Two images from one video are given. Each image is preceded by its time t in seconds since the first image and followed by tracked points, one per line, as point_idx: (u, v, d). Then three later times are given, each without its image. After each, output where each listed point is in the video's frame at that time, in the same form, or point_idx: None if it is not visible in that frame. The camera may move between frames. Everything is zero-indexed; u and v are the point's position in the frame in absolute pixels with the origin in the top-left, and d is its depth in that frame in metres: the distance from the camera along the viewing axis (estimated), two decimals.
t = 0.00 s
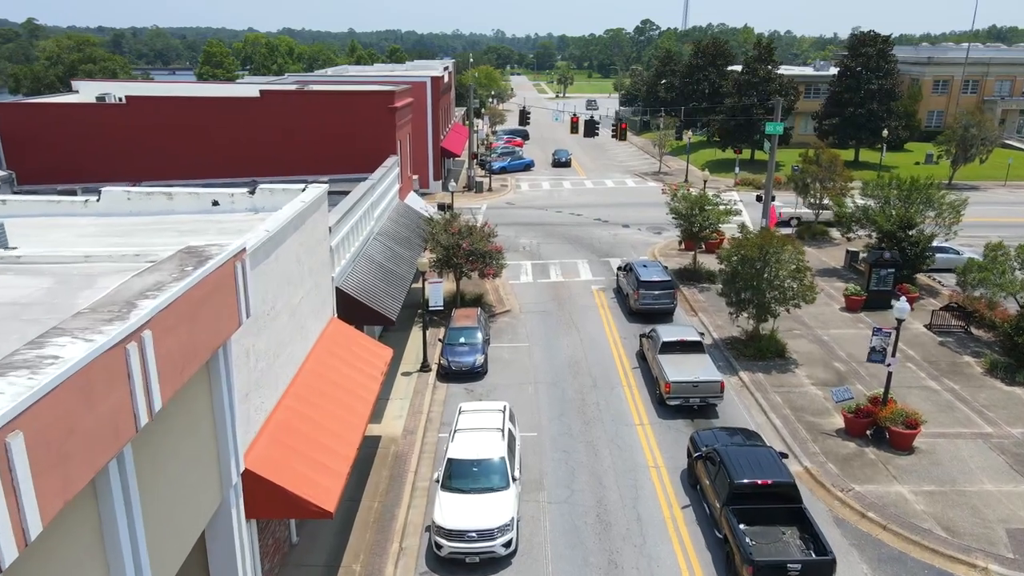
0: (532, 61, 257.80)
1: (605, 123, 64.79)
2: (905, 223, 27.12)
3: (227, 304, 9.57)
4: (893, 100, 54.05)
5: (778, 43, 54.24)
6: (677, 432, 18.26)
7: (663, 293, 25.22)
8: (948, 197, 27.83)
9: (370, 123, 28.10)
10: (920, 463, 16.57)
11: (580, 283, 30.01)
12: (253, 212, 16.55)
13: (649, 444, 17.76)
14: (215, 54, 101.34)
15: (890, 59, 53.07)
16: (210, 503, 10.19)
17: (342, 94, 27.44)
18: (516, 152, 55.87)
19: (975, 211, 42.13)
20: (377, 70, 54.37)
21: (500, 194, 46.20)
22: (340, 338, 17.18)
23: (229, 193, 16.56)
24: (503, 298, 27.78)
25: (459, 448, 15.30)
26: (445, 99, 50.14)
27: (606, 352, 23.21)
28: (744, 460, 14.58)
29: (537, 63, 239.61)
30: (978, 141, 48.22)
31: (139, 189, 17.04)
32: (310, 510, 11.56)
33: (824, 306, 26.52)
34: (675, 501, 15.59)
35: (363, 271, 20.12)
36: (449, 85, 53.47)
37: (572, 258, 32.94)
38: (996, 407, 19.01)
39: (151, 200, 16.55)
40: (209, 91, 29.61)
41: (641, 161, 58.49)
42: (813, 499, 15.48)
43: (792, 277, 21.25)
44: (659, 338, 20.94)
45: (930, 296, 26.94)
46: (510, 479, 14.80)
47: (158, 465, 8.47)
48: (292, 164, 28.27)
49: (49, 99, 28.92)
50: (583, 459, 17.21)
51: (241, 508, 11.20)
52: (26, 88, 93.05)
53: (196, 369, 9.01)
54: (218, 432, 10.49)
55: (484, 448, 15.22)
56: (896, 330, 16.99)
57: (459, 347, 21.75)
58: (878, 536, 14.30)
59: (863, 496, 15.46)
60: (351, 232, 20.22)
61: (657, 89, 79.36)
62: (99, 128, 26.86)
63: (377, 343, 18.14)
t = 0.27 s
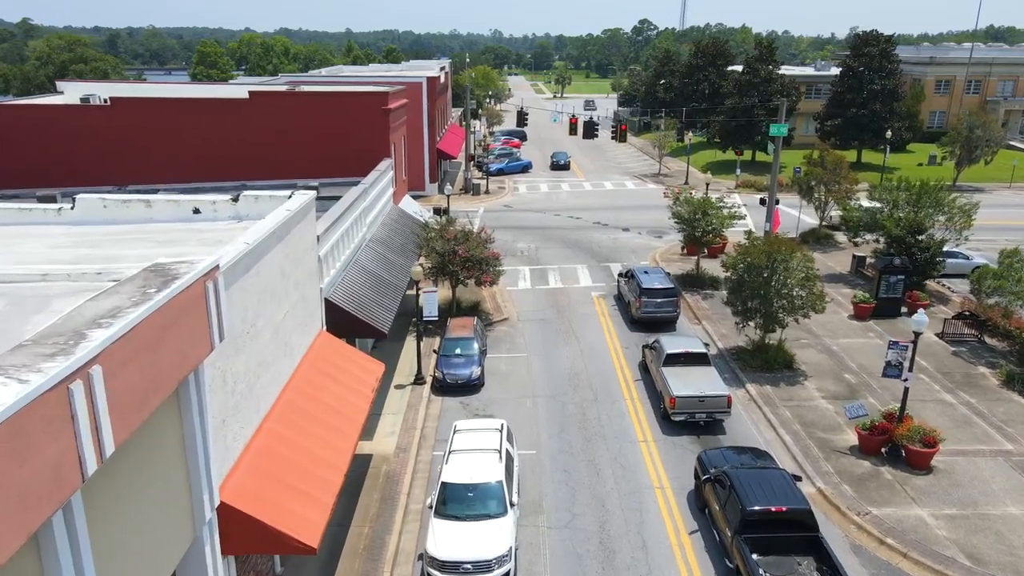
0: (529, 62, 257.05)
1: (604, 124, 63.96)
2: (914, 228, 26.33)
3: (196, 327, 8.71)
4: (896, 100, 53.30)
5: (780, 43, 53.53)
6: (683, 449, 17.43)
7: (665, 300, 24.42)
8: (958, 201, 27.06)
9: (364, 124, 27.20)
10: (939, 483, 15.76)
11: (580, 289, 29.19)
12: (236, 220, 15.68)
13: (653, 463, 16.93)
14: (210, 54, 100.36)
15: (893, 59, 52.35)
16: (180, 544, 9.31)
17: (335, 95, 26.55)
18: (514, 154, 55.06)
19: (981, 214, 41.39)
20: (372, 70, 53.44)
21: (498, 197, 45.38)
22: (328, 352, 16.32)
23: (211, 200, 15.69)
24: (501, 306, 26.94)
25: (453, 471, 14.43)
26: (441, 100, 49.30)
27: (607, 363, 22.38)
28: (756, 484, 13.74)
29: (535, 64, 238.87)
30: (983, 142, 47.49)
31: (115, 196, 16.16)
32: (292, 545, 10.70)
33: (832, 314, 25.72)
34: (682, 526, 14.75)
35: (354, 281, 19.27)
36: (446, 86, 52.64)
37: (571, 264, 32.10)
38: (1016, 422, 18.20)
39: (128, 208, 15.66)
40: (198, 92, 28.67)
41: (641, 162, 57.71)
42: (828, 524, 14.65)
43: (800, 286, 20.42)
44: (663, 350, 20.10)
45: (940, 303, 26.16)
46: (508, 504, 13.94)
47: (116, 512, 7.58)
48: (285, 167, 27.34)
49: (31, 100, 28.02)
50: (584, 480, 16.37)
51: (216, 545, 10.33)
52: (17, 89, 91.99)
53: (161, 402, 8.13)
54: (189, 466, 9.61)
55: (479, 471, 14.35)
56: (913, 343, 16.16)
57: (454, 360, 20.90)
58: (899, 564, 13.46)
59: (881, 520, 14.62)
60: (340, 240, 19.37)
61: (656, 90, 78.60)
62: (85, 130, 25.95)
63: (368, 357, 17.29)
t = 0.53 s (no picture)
0: (527, 62, 256.20)
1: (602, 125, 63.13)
2: (924, 234, 25.56)
3: (160, 355, 7.86)
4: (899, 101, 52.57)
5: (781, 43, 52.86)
6: (690, 469, 16.60)
7: (668, 309, 23.61)
8: (969, 205, 26.32)
9: (360, 125, 26.39)
10: (960, 507, 14.95)
11: (579, 296, 28.36)
12: (217, 229, 14.86)
13: (658, 484, 16.11)
14: (204, 54, 99.18)
15: (895, 60, 51.67)
16: None
17: (329, 95, 25.75)
18: (512, 155, 54.20)
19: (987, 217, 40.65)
20: (367, 70, 52.57)
21: (495, 200, 44.52)
22: (315, 369, 15.48)
23: (190, 209, 14.83)
24: (498, 314, 26.11)
25: (447, 497, 13.58)
26: (438, 101, 48.43)
27: (608, 375, 21.54)
28: (770, 511, 12.91)
29: (532, 64, 238.04)
30: (988, 144, 46.77)
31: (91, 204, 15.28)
32: None
33: (840, 323, 24.91)
34: (690, 554, 13.90)
35: (344, 292, 18.42)
36: (443, 86, 51.78)
37: (570, 270, 31.26)
38: None
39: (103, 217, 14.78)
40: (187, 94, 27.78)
41: (640, 164, 56.89)
42: (845, 552, 13.82)
43: (810, 295, 19.59)
44: (666, 363, 19.26)
45: (951, 311, 25.38)
46: (505, 533, 13.09)
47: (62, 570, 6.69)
48: (282, 169, 26.48)
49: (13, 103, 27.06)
50: (586, 503, 15.53)
51: None
52: (8, 89, 90.78)
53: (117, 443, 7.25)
54: (155, 506, 8.74)
55: (474, 497, 13.50)
56: (932, 359, 15.34)
57: (449, 373, 20.05)
58: None
59: (901, 547, 13.80)
60: (330, 249, 18.51)
61: (655, 90, 77.87)
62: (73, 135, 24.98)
63: (358, 374, 16.44)
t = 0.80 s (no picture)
0: (524, 62, 255.42)
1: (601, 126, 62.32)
2: (935, 239, 24.77)
3: (114, 392, 7.01)
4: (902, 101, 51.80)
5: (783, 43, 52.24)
6: (697, 492, 15.76)
7: (671, 318, 22.79)
8: (981, 210, 25.56)
9: (354, 126, 25.41)
10: (983, 533, 14.11)
11: (579, 304, 27.51)
12: (196, 240, 13.98)
13: (664, 508, 15.27)
14: (197, 54, 98.11)
15: (898, 60, 51.02)
16: None
17: (322, 96, 24.79)
18: (509, 157, 53.36)
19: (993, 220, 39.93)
20: (363, 71, 51.72)
21: (493, 203, 43.67)
22: (301, 388, 14.60)
23: (167, 219, 13.98)
24: (495, 324, 25.25)
25: (440, 528, 12.71)
26: (434, 102, 47.59)
27: (610, 388, 20.70)
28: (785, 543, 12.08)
29: (530, 64, 237.24)
30: (993, 145, 46.04)
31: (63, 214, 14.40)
32: None
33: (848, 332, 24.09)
34: None
35: (332, 305, 17.55)
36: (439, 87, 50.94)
37: (569, 276, 30.41)
38: None
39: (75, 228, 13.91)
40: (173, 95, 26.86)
41: (640, 165, 56.09)
42: None
43: (821, 306, 18.77)
44: (671, 378, 18.40)
45: (962, 320, 24.60)
46: (502, 566, 12.22)
47: None
48: (282, 170, 25.56)
49: None
50: (587, 529, 14.69)
51: None
52: None
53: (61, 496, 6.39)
54: (111, 557, 7.87)
55: (469, 528, 12.62)
56: (952, 376, 14.53)
57: (443, 388, 19.20)
58: None
59: None
60: (317, 259, 17.63)
61: (654, 91, 77.15)
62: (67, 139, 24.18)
63: (346, 392, 15.57)
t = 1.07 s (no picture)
0: (521, 62, 254.56)
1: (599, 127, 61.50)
2: (947, 246, 23.98)
3: (57, 438, 6.19)
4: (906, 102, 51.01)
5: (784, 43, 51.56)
6: (704, 517, 14.92)
7: (674, 329, 21.96)
8: (993, 216, 24.80)
9: (349, 128, 24.50)
10: (1009, 562, 13.29)
11: (578, 312, 26.68)
12: (172, 253, 13.13)
13: (671, 534, 14.43)
14: (190, 54, 97.10)
15: (901, 60, 50.27)
16: None
17: (314, 98, 23.91)
18: (506, 159, 52.54)
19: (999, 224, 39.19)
20: (358, 72, 50.86)
21: (490, 206, 42.85)
22: (286, 408, 13.74)
23: (142, 230, 13.13)
24: (491, 334, 24.42)
25: (431, 562, 11.86)
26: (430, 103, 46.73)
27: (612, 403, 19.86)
28: None
29: (527, 64, 236.54)
30: (998, 147, 45.31)
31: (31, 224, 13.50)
32: None
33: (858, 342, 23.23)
34: None
35: (319, 319, 16.66)
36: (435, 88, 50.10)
37: (567, 284, 29.55)
38: None
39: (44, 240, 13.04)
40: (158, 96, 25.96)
41: (639, 167, 55.30)
42: None
43: (832, 318, 17.96)
44: (675, 394, 17.56)
45: (975, 329, 23.82)
46: None
47: None
48: (282, 172, 24.69)
49: None
50: (589, 558, 13.85)
51: None
52: None
53: None
54: None
55: (463, 562, 11.77)
56: (975, 396, 13.72)
57: (437, 405, 18.36)
58: None
59: None
60: (304, 270, 16.78)
61: (652, 92, 76.46)
62: (62, 142, 23.49)
63: (335, 413, 14.67)
